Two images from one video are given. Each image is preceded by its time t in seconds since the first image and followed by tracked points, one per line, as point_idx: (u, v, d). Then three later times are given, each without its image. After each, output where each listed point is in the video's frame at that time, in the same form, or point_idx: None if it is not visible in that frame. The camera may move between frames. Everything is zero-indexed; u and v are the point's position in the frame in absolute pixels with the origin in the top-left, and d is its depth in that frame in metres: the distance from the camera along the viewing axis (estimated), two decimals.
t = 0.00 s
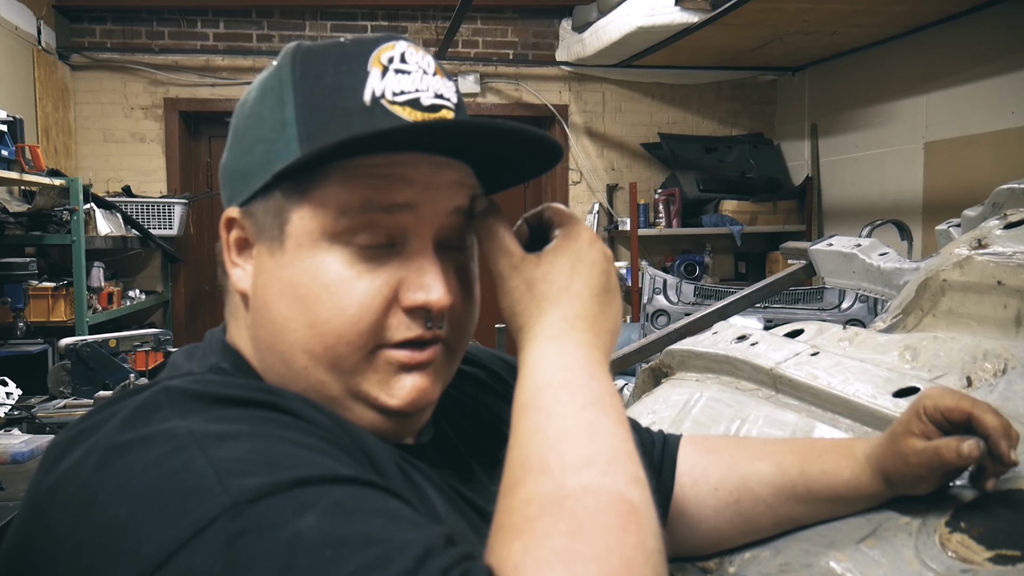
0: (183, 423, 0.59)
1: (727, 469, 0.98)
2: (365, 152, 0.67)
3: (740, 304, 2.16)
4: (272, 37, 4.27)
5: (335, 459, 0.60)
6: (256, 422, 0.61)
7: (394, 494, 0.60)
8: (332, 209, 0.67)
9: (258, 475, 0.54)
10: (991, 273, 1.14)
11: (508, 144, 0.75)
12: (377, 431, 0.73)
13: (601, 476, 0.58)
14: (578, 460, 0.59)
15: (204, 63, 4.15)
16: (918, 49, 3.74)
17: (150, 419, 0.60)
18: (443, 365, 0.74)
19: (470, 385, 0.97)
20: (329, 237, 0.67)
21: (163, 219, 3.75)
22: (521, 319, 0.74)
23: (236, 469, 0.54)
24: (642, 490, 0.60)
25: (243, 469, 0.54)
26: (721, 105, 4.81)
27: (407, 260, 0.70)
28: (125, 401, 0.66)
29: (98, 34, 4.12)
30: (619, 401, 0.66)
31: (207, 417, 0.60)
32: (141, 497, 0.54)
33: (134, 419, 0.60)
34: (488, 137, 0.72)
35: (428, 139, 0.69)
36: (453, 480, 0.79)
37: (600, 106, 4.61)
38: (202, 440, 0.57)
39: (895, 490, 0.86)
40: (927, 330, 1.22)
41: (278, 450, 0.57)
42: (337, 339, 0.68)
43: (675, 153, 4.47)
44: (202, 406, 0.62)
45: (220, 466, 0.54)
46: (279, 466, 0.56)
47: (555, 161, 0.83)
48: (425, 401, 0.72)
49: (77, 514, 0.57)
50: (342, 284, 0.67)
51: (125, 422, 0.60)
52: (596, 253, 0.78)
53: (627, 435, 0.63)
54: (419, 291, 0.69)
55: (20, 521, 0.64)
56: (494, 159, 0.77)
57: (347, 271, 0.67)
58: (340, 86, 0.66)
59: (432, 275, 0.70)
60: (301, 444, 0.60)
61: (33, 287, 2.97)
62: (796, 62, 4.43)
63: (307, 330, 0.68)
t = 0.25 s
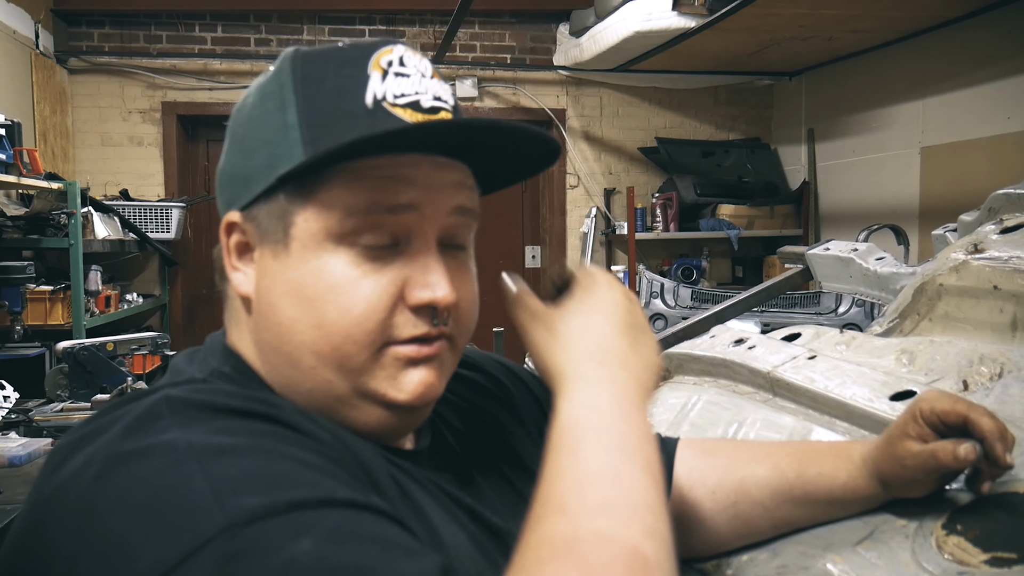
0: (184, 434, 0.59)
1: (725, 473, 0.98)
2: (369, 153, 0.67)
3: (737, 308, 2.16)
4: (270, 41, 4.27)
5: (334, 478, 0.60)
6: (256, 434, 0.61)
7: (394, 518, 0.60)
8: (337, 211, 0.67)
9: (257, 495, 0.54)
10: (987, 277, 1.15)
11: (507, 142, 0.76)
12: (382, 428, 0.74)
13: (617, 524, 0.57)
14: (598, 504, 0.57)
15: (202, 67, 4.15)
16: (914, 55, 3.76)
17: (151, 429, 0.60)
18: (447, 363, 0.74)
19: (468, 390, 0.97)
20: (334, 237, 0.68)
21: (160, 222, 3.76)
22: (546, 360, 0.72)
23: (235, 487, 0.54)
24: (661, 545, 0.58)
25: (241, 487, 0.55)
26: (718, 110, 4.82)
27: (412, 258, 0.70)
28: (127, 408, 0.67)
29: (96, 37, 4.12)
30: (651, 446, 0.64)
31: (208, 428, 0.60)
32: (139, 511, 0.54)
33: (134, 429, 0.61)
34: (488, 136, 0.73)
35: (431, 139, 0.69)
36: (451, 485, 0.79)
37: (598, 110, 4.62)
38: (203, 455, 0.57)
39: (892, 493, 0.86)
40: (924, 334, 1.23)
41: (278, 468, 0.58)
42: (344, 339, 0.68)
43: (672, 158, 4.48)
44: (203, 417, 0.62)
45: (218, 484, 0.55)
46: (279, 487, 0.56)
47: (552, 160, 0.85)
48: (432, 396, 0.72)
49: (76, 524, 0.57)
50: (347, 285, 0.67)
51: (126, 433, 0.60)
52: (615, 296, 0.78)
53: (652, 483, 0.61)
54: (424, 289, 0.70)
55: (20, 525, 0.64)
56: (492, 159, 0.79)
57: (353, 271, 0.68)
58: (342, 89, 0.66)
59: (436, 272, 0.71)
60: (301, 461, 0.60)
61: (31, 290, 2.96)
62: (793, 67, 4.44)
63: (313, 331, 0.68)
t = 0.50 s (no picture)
0: (176, 477, 0.60)
1: (723, 475, 1.00)
2: (376, 137, 0.70)
3: (737, 310, 2.16)
4: (268, 43, 4.27)
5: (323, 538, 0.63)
6: (251, 481, 0.63)
7: None
8: (349, 194, 0.69)
9: None
10: (985, 279, 1.15)
11: (498, 116, 0.82)
12: (394, 411, 0.74)
13: None
14: None
15: (201, 69, 4.15)
16: (913, 56, 3.77)
17: (146, 458, 0.61)
18: (458, 342, 0.75)
19: (468, 393, 0.97)
20: (346, 221, 0.69)
21: (159, 224, 3.76)
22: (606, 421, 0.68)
23: (215, 560, 0.58)
24: None
25: (222, 560, 0.58)
26: (716, 112, 4.83)
27: (421, 239, 0.72)
28: (124, 418, 0.66)
29: (94, 39, 4.12)
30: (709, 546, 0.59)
31: (202, 470, 0.61)
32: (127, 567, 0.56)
33: (127, 456, 0.61)
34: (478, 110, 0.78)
35: (434, 119, 0.74)
36: (451, 491, 0.79)
37: (597, 112, 4.62)
38: (191, 511, 0.59)
39: (890, 495, 0.85)
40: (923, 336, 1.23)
41: (262, 534, 0.60)
42: (360, 320, 0.68)
43: (671, 159, 4.49)
44: (198, 451, 0.62)
45: (200, 554, 0.57)
46: (259, 560, 0.59)
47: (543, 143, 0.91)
48: (447, 374, 0.73)
49: (65, 554, 0.58)
50: (360, 266, 0.68)
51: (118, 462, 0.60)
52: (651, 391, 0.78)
53: None
54: (435, 266, 0.71)
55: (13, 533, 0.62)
56: (482, 134, 0.84)
57: (365, 252, 0.69)
58: (344, 77, 0.69)
59: (444, 251, 0.73)
60: (290, 520, 0.62)
61: (28, 293, 2.95)
62: (792, 69, 4.45)
63: (328, 315, 0.68)
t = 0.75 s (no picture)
0: (200, 478, 0.59)
1: (723, 475, 0.99)
2: (369, 133, 0.70)
3: (735, 311, 2.16)
4: (266, 44, 4.27)
5: (351, 536, 0.63)
6: (274, 481, 0.62)
7: None
8: (346, 191, 0.69)
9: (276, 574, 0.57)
10: (985, 281, 1.14)
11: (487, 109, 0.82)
12: (393, 410, 0.73)
13: None
14: None
15: (199, 70, 4.14)
16: (912, 58, 3.77)
17: (167, 462, 0.60)
18: (455, 337, 0.75)
19: (468, 395, 0.96)
20: (344, 217, 0.69)
21: (157, 225, 3.77)
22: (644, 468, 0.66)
23: (254, 557, 0.57)
24: None
25: (261, 557, 0.57)
26: (715, 113, 4.83)
27: (418, 233, 0.73)
28: (133, 427, 0.65)
29: (92, 40, 4.11)
30: None
31: (225, 470, 0.61)
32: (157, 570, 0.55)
33: (146, 461, 0.60)
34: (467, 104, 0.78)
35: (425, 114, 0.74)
36: (454, 493, 0.79)
37: (595, 113, 4.62)
38: (220, 511, 0.58)
39: (890, 495, 0.85)
40: (922, 337, 1.23)
41: (295, 530, 0.60)
42: (360, 314, 0.68)
43: (670, 160, 4.49)
44: (220, 454, 0.62)
45: (236, 553, 0.57)
46: (296, 554, 0.59)
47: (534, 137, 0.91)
48: (445, 370, 0.73)
49: (89, 564, 0.56)
50: (358, 261, 0.68)
51: (137, 469, 0.59)
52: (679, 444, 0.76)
53: None
54: (433, 260, 0.71)
55: (19, 546, 0.60)
56: (472, 127, 0.84)
57: (362, 247, 0.69)
58: (337, 74, 0.69)
59: (441, 245, 0.73)
60: (319, 517, 0.62)
61: (26, 294, 2.94)
62: (791, 70, 4.45)
63: (327, 311, 0.68)
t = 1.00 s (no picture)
0: (208, 485, 0.59)
1: (720, 477, 0.99)
2: (359, 138, 0.70)
3: (734, 312, 2.16)
4: (264, 45, 4.27)
5: (360, 541, 0.62)
6: (282, 486, 0.62)
7: None
8: (335, 198, 0.69)
9: None
10: (983, 281, 1.14)
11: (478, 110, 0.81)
12: (390, 417, 0.73)
13: None
14: None
15: (197, 71, 4.14)
16: (910, 58, 3.77)
17: (172, 470, 0.59)
18: (452, 341, 0.75)
19: (469, 397, 0.96)
20: (333, 225, 0.69)
21: (154, 227, 3.77)
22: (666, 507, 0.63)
23: (265, 565, 0.56)
24: None
25: (272, 565, 0.56)
26: (713, 113, 4.83)
27: (410, 238, 0.72)
28: (139, 435, 0.65)
29: (90, 41, 4.11)
30: None
31: (234, 476, 0.60)
32: None
33: (154, 468, 0.59)
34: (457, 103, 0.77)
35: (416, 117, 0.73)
36: (456, 497, 0.79)
37: (594, 114, 4.62)
38: (229, 518, 0.57)
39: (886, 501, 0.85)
40: (921, 337, 1.23)
41: (305, 536, 0.59)
42: (352, 323, 0.68)
43: (668, 161, 4.49)
44: (226, 460, 0.61)
45: (248, 561, 0.56)
46: (306, 561, 0.58)
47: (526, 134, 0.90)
48: (441, 376, 0.72)
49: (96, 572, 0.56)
50: (348, 269, 0.68)
51: (142, 476, 0.59)
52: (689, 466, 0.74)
53: None
54: (425, 265, 0.71)
55: (23, 552, 0.61)
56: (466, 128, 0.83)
57: (352, 255, 0.69)
58: (325, 77, 0.67)
59: (434, 249, 0.72)
60: (328, 522, 0.61)
61: (24, 295, 2.93)
62: (790, 71, 4.45)
63: (318, 320, 0.68)
